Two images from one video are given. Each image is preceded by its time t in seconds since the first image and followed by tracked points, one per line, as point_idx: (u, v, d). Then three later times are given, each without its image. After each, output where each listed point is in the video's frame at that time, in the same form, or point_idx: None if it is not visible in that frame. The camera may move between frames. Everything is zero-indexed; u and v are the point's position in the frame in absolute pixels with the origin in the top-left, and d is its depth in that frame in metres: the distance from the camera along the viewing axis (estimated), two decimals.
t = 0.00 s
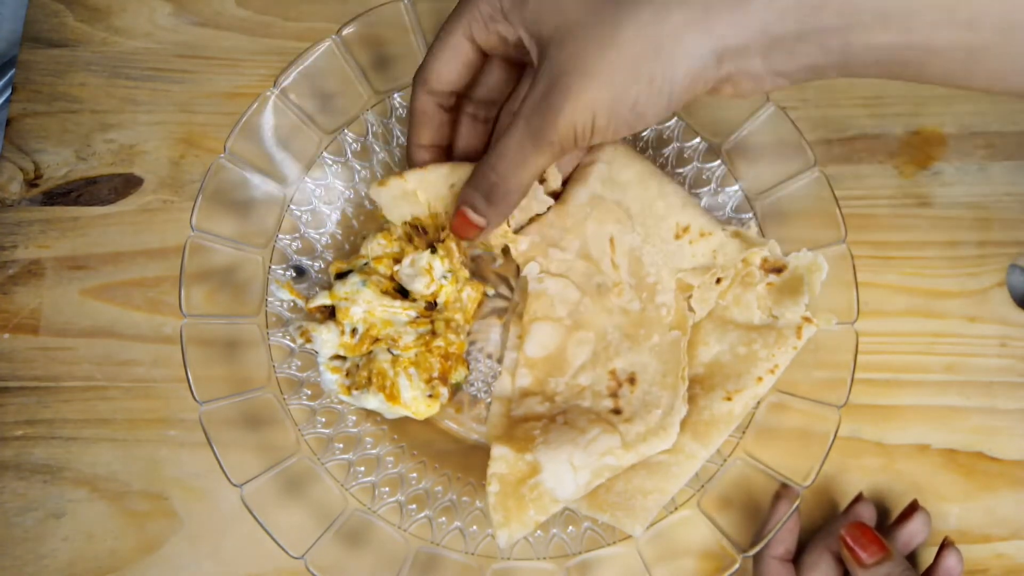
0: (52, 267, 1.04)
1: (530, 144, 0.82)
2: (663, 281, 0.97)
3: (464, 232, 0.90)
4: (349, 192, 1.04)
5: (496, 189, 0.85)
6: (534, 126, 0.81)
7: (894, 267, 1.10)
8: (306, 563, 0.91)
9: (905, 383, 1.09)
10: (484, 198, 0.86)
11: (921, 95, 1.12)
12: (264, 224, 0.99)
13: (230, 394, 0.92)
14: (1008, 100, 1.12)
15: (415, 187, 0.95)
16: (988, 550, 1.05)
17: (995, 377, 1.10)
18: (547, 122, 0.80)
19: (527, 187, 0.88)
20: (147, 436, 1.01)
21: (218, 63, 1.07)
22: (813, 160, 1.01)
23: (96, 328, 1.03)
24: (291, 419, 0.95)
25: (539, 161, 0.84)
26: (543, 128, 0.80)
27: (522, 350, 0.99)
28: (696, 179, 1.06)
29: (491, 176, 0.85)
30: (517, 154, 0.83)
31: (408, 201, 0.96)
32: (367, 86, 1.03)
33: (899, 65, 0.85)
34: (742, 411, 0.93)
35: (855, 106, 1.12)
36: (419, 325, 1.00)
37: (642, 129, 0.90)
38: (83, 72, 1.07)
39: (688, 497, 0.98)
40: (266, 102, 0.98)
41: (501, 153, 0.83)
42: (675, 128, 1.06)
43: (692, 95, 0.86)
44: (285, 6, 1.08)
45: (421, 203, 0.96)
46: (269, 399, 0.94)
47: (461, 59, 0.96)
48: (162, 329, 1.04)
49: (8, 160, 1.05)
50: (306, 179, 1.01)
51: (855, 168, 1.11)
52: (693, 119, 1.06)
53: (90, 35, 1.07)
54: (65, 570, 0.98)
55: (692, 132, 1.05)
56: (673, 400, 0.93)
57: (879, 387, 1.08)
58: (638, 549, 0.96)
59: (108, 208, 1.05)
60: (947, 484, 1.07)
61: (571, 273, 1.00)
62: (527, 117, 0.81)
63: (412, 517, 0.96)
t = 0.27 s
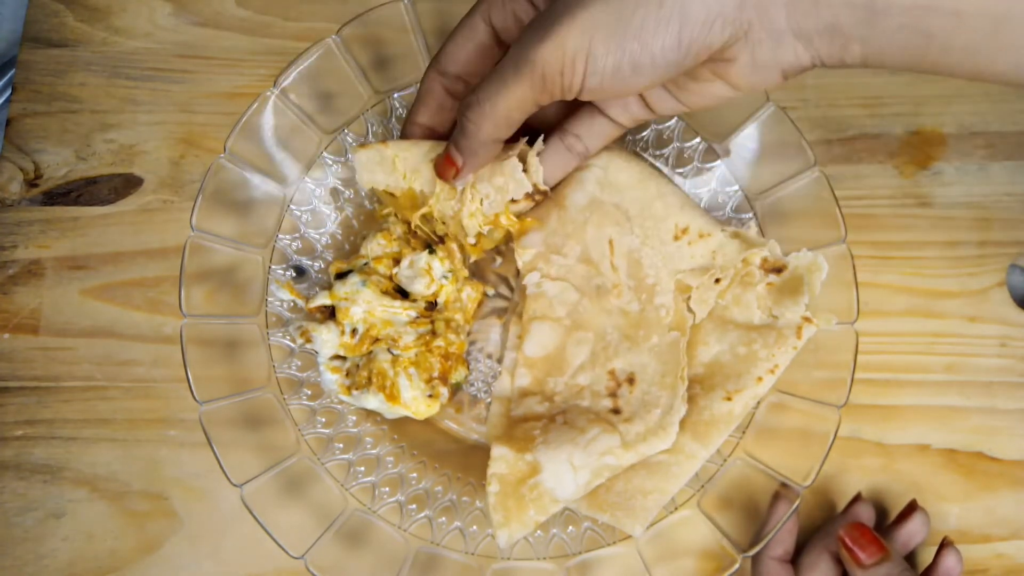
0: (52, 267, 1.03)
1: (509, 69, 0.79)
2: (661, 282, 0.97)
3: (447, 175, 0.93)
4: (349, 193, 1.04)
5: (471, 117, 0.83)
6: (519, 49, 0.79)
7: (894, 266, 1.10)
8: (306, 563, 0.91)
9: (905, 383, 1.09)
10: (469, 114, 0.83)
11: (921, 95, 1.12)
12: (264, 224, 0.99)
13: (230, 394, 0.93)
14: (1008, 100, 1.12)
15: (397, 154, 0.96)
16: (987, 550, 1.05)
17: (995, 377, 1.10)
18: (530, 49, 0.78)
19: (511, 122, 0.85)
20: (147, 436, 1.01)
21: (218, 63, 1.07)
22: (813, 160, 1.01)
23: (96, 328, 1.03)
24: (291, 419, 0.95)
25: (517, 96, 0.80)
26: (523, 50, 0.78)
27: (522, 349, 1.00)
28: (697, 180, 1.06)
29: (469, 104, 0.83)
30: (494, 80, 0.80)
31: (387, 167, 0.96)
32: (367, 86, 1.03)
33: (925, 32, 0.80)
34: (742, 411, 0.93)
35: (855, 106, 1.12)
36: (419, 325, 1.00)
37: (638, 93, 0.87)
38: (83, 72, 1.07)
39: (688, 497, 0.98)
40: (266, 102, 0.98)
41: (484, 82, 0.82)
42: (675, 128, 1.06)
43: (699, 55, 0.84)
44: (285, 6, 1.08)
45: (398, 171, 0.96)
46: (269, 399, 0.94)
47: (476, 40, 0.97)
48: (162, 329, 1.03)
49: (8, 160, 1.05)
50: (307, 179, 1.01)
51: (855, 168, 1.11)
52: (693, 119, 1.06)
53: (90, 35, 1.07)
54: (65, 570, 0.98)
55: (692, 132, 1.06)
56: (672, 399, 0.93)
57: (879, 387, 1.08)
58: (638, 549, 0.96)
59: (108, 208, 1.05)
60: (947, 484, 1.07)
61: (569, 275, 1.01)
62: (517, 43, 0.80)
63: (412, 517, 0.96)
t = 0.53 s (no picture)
0: (52, 267, 1.03)
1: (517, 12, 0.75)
2: (660, 281, 0.97)
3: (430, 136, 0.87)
4: (349, 193, 1.04)
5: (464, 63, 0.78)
6: None
7: (894, 266, 1.10)
8: (306, 563, 0.90)
9: (905, 383, 1.09)
10: (462, 60, 0.78)
11: (921, 95, 1.12)
12: (264, 224, 0.99)
13: (230, 394, 0.92)
14: (1008, 100, 1.12)
15: (376, 121, 0.92)
16: (987, 549, 1.05)
17: (995, 376, 1.10)
18: None
19: (508, 73, 0.80)
20: (147, 436, 1.01)
21: (218, 63, 1.07)
22: (812, 160, 1.01)
23: (96, 328, 1.03)
24: (291, 419, 0.95)
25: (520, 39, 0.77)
26: None
27: (521, 349, 1.00)
28: (697, 179, 1.07)
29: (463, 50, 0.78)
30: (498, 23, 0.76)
31: (364, 133, 0.92)
32: (367, 86, 1.03)
33: None
34: (742, 411, 0.94)
35: (855, 106, 1.12)
36: (419, 325, 1.00)
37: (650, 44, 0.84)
38: (83, 72, 1.07)
39: (688, 497, 0.98)
40: (266, 102, 0.98)
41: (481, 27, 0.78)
42: (675, 128, 1.07)
43: (716, 5, 0.82)
44: (286, 6, 1.08)
45: (375, 138, 0.92)
46: (269, 399, 0.94)
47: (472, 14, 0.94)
48: (162, 329, 1.03)
49: (8, 161, 1.05)
50: (307, 178, 1.01)
51: (855, 168, 1.11)
52: (693, 120, 1.06)
53: (90, 35, 1.07)
54: (65, 570, 0.98)
55: (692, 132, 1.06)
56: (672, 397, 0.93)
57: (878, 387, 1.08)
58: (638, 548, 0.96)
59: (108, 208, 1.05)
60: (947, 484, 1.07)
61: (564, 272, 1.02)
62: None
63: (412, 517, 0.96)
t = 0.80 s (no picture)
0: (52, 267, 1.03)
1: None
2: (659, 281, 0.97)
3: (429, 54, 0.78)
4: (350, 193, 1.04)
5: None
6: None
7: (894, 266, 1.10)
8: (306, 563, 0.90)
9: (905, 383, 1.09)
10: None
11: (921, 95, 1.12)
12: (264, 224, 0.98)
13: (230, 394, 0.92)
14: (1008, 100, 1.12)
15: (363, 36, 0.80)
16: (987, 550, 1.05)
17: (995, 376, 1.10)
18: None
19: None
20: (147, 436, 1.01)
21: (218, 63, 1.07)
22: (812, 160, 1.01)
23: (96, 328, 1.03)
24: (291, 419, 0.95)
25: None
26: None
27: (521, 348, 0.99)
28: (697, 180, 1.07)
29: None
30: None
31: (348, 49, 0.80)
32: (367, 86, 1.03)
33: None
34: (741, 411, 0.94)
35: (855, 106, 1.12)
36: (419, 324, 1.00)
37: None
38: (83, 72, 1.07)
39: (688, 497, 0.98)
40: (267, 102, 0.98)
41: None
42: (675, 128, 1.06)
43: None
44: (286, 6, 1.08)
45: (363, 55, 0.80)
46: (269, 399, 0.94)
47: None
48: (162, 329, 1.03)
49: (8, 161, 1.05)
50: (306, 179, 1.01)
51: (855, 168, 1.11)
52: (693, 120, 1.06)
53: (90, 35, 1.07)
54: (65, 570, 0.98)
55: (692, 132, 1.06)
56: (671, 397, 0.93)
57: (878, 387, 1.08)
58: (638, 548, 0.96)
59: (108, 208, 1.05)
60: (947, 484, 1.07)
61: (564, 272, 1.02)
62: None
63: (412, 517, 0.96)
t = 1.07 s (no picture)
0: (52, 267, 1.04)
1: None
2: (659, 281, 0.97)
3: None
4: (350, 193, 1.04)
5: None
6: None
7: (894, 266, 1.10)
8: (306, 563, 0.90)
9: (905, 383, 1.09)
10: None
11: (921, 95, 1.12)
12: (264, 224, 0.98)
13: (230, 394, 0.92)
14: (1008, 100, 1.12)
15: None
16: (987, 549, 1.05)
17: (995, 376, 1.10)
18: None
19: None
20: (147, 437, 1.01)
21: (218, 63, 1.07)
22: (812, 160, 1.01)
23: (96, 328, 1.03)
24: (291, 419, 0.95)
25: None
26: None
27: (521, 348, 0.99)
28: (696, 180, 1.07)
29: None
30: None
31: None
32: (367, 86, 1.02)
33: None
34: (741, 411, 0.94)
35: (855, 106, 1.12)
36: (419, 324, 1.00)
37: None
38: (83, 72, 1.07)
39: (688, 497, 0.98)
40: (266, 102, 0.98)
41: None
42: (675, 128, 1.06)
43: None
44: (285, 6, 1.08)
45: None
46: (269, 399, 0.94)
47: None
48: (162, 329, 1.03)
49: (8, 160, 1.05)
50: (306, 179, 1.01)
51: (855, 168, 1.11)
52: (692, 121, 1.06)
53: (90, 35, 1.07)
54: (65, 570, 0.98)
55: (692, 132, 1.06)
56: (671, 397, 0.93)
57: (878, 387, 1.08)
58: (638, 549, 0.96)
59: (108, 208, 1.05)
60: (947, 484, 1.07)
61: (564, 272, 1.02)
62: None
63: (412, 517, 0.96)
